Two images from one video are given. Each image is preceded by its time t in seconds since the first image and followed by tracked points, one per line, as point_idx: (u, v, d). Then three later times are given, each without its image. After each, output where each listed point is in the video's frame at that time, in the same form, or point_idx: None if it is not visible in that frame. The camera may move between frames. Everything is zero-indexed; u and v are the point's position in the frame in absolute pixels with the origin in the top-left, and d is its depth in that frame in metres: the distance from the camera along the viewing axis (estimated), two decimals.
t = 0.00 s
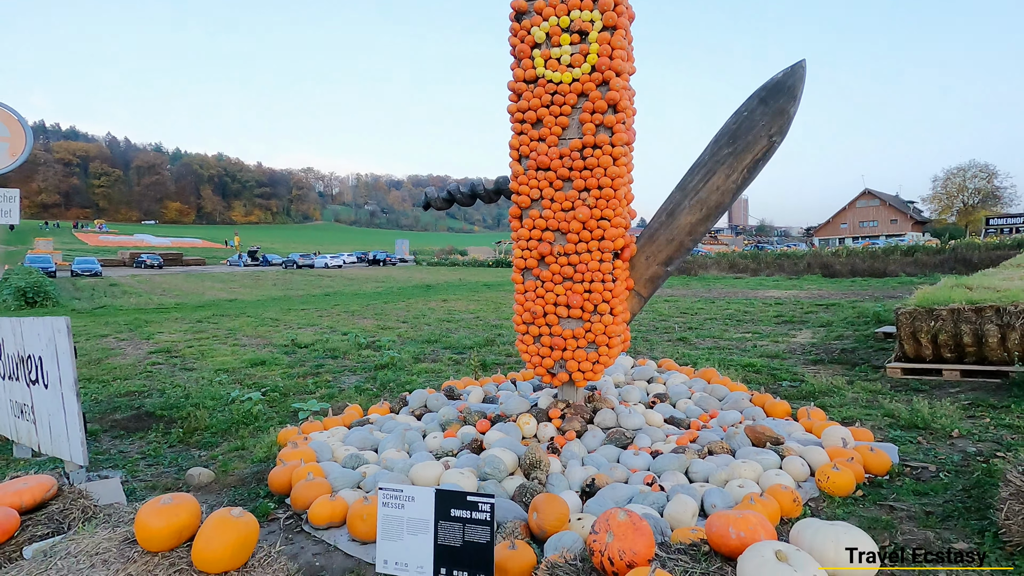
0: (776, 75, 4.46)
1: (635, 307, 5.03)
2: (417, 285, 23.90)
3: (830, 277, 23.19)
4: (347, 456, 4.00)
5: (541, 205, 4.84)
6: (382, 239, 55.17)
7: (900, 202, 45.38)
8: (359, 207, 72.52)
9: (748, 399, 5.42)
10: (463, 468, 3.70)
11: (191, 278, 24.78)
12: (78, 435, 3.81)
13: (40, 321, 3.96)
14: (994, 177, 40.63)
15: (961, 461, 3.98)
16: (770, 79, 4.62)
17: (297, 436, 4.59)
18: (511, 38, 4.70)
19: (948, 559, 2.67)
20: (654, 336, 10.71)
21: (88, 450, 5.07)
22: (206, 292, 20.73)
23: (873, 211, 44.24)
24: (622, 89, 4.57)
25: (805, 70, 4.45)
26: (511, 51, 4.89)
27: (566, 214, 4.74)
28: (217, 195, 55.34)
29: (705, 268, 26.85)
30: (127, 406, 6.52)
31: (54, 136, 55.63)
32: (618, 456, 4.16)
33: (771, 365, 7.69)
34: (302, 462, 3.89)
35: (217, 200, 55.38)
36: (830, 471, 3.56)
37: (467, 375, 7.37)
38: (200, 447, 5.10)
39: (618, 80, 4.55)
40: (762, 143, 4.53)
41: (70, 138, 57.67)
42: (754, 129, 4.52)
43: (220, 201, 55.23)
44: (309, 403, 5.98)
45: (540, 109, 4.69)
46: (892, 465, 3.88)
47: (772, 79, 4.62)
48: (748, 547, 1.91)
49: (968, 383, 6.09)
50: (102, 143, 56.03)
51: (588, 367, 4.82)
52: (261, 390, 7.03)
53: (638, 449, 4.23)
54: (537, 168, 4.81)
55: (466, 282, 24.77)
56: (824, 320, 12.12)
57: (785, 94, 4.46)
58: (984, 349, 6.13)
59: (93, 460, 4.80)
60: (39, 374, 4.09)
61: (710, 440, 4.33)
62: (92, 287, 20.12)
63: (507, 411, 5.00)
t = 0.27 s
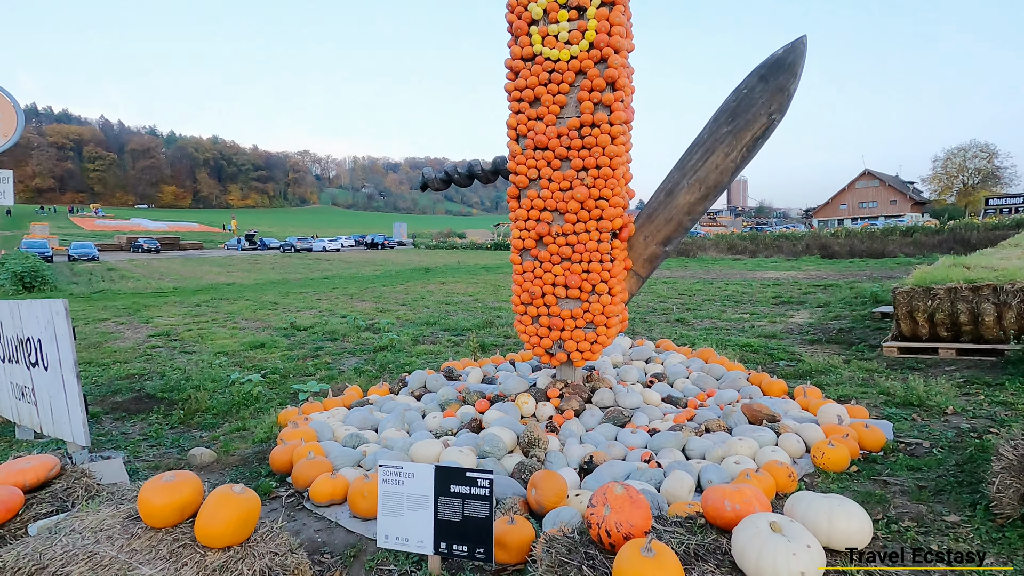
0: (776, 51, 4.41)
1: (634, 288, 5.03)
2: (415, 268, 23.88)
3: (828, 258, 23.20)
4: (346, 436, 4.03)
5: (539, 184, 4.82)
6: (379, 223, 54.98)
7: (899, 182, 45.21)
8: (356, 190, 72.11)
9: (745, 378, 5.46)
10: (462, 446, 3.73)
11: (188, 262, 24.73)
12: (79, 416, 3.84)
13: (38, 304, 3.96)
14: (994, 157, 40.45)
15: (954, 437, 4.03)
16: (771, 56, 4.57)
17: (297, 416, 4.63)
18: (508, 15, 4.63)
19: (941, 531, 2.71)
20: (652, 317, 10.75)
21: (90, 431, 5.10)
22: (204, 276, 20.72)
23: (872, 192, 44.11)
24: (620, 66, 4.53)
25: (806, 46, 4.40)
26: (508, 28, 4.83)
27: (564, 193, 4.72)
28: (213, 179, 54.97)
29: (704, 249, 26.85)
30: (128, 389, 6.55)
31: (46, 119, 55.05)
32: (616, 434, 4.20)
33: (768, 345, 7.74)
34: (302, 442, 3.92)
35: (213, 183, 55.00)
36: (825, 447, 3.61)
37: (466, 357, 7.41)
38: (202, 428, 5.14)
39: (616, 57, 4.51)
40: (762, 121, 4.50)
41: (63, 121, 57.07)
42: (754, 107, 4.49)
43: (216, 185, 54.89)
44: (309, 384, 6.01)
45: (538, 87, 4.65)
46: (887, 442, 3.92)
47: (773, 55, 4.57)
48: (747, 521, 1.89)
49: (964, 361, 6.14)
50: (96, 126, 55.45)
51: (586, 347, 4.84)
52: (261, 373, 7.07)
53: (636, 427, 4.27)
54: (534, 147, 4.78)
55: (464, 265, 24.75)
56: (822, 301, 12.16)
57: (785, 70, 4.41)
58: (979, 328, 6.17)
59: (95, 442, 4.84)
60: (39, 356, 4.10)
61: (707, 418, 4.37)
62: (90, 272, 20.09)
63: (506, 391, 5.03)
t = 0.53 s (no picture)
0: (777, 28, 4.36)
1: (632, 268, 5.04)
2: (413, 250, 23.83)
3: (827, 240, 23.21)
4: (346, 415, 4.06)
5: (537, 164, 4.79)
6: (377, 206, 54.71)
7: (899, 163, 45.02)
8: (353, 173, 71.61)
9: (742, 357, 5.50)
10: (461, 424, 3.77)
11: (185, 246, 24.63)
12: (80, 396, 3.86)
13: (36, 285, 3.95)
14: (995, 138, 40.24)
15: (947, 414, 4.08)
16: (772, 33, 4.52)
17: (297, 396, 4.66)
18: None
19: (932, 505, 2.76)
20: (650, 299, 10.78)
21: (91, 412, 5.13)
22: (201, 259, 20.65)
23: (872, 173, 43.94)
24: (619, 44, 4.49)
25: (807, 22, 4.35)
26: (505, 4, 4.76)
27: (562, 173, 4.70)
28: (208, 161, 54.50)
29: (703, 231, 26.82)
30: (128, 371, 6.57)
31: (38, 101, 54.35)
32: (613, 412, 4.24)
33: (765, 325, 7.77)
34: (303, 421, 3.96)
35: (209, 166, 54.55)
36: (819, 425, 3.65)
37: (464, 338, 7.44)
38: (202, 409, 5.18)
39: (614, 34, 4.46)
40: (762, 99, 4.46)
41: (55, 103, 56.36)
42: (754, 85, 4.45)
43: (212, 167, 54.43)
44: (308, 365, 6.04)
45: (536, 65, 4.60)
46: (881, 419, 3.97)
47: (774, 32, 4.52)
48: (741, 493, 1.91)
49: (959, 341, 6.19)
50: (89, 108, 54.76)
51: (584, 327, 4.86)
52: (260, 354, 7.09)
53: (633, 406, 4.31)
54: (532, 126, 4.74)
55: (462, 248, 24.71)
56: (819, 282, 12.20)
57: (786, 48, 4.37)
58: (975, 308, 6.20)
59: (96, 422, 4.88)
60: (38, 337, 4.11)
61: (703, 397, 4.41)
62: (86, 255, 20.02)
63: (504, 371, 5.07)
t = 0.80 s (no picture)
0: (778, 5, 4.32)
1: (629, 249, 5.04)
2: (411, 233, 23.75)
3: (825, 222, 23.20)
4: (345, 395, 4.09)
5: (534, 144, 4.76)
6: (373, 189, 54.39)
7: (898, 146, 44.84)
8: (349, 155, 71.03)
9: (738, 338, 5.54)
10: (459, 404, 3.81)
11: (181, 229, 24.50)
12: (79, 377, 3.88)
13: (32, 267, 3.95)
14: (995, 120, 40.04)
15: (940, 393, 4.13)
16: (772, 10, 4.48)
17: (295, 377, 4.69)
18: None
19: (922, 480, 2.81)
20: (647, 281, 10.80)
21: (90, 393, 5.15)
22: (197, 243, 20.56)
23: (871, 156, 43.78)
24: (617, 22, 4.45)
25: None
26: None
27: (560, 153, 4.68)
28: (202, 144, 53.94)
29: (700, 214, 26.78)
30: (127, 353, 6.59)
31: (28, 82, 53.53)
32: (610, 392, 4.28)
33: (762, 307, 7.81)
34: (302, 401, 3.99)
35: (203, 149, 54.01)
36: (813, 404, 3.69)
37: (462, 320, 7.46)
38: (201, 390, 5.21)
39: (613, 12, 4.42)
40: (761, 78, 4.44)
41: (46, 84, 55.53)
42: (754, 63, 4.42)
43: (206, 150, 53.89)
44: (307, 347, 6.06)
45: (533, 43, 4.55)
46: (874, 398, 4.01)
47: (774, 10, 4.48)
48: (735, 468, 1.94)
49: (953, 322, 6.23)
50: (80, 89, 53.99)
51: (582, 308, 4.88)
52: (258, 336, 7.11)
53: (630, 385, 4.35)
54: (530, 106, 4.71)
55: (459, 231, 24.65)
56: (816, 264, 12.22)
57: (786, 26, 4.34)
58: (971, 289, 6.24)
59: (96, 403, 4.91)
60: (36, 319, 4.11)
61: (699, 377, 4.46)
62: (81, 239, 19.89)
63: (502, 352, 5.10)
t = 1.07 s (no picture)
0: None
1: (624, 232, 5.05)
2: (404, 217, 23.64)
3: (819, 207, 23.27)
4: (340, 377, 4.10)
5: (529, 126, 4.74)
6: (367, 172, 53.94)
7: (892, 131, 44.82)
8: (342, 138, 70.30)
9: (731, 321, 5.58)
10: (454, 385, 3.83)
11: (171, 213, 24.24)
12: (73, 359, 3.87)
13: (22, 248, 3.91)
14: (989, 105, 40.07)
15: (929, 374, 4.19)
16: None
17: (290, 360, 4.69)
18: None
19: (910, 458, 2.86)
20: (641, 265, 10.82)
21: (84, 376, 5.15)
22: (188, 227, 20.36)
23: (865, 140, 43.78)
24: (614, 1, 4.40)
25: None
26: None
27: (555, 135, 4.66)
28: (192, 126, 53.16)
29: (695, 199, 26.79)
30: (120, 336, 6.57)
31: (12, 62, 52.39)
32: (604, 374, 4.32)
33: (755, 291, 7.86)
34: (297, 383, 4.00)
35: (193, 131, 53.25)
36: (805, 385, 3.74)
37: (457, 303, 7.47)
38: (196, 372, 5.21)
39: None
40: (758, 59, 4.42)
41: (30, 64, 54.38)
42: (751, 44, 4.39)
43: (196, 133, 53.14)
44: (301, 330, 6.06)
45: (529, 23, 4.51)
46: (864, 379, 4.07)
47: None
48: (727, 444, 1.97)
49: (944, 305, 6.30)
50: (66, 69, 52.93)
51: (576, 291, 4.89)
52: (252, 320, 7.09)
53: (624, 367, 4.39)
54: (525, 87, 4.67)
55: (453, 215, 24.55)
56: (810, 248, 12.28)
57: (783, 6, 4.31)
58: (961, 272, 6.29)
59: (90, 385, 4.90)
60: (27, 301, 4.08)
61: (693, 359, 4.50)
62: (71, 222, 19.65)
63: (497, 334, 5.11)
